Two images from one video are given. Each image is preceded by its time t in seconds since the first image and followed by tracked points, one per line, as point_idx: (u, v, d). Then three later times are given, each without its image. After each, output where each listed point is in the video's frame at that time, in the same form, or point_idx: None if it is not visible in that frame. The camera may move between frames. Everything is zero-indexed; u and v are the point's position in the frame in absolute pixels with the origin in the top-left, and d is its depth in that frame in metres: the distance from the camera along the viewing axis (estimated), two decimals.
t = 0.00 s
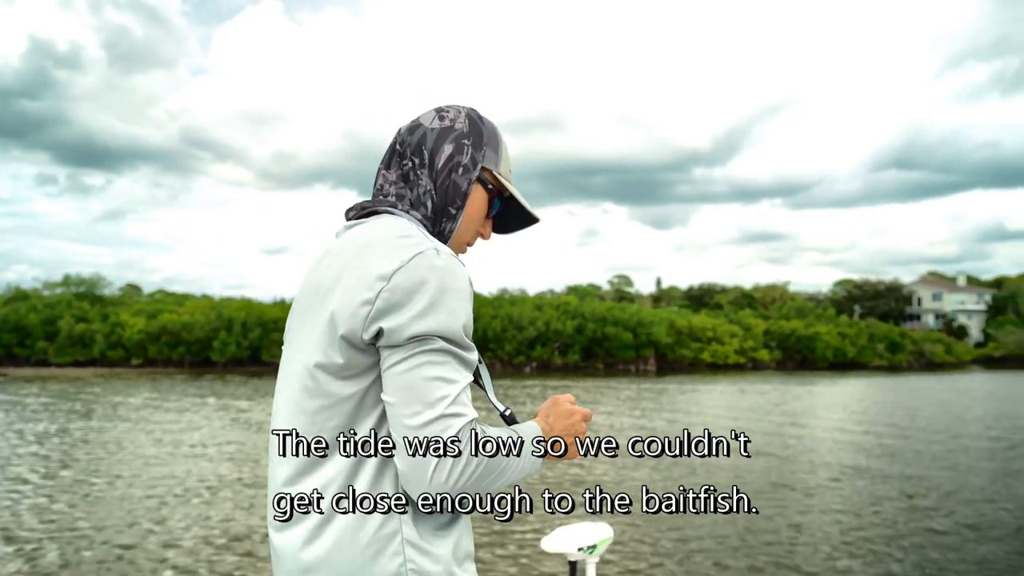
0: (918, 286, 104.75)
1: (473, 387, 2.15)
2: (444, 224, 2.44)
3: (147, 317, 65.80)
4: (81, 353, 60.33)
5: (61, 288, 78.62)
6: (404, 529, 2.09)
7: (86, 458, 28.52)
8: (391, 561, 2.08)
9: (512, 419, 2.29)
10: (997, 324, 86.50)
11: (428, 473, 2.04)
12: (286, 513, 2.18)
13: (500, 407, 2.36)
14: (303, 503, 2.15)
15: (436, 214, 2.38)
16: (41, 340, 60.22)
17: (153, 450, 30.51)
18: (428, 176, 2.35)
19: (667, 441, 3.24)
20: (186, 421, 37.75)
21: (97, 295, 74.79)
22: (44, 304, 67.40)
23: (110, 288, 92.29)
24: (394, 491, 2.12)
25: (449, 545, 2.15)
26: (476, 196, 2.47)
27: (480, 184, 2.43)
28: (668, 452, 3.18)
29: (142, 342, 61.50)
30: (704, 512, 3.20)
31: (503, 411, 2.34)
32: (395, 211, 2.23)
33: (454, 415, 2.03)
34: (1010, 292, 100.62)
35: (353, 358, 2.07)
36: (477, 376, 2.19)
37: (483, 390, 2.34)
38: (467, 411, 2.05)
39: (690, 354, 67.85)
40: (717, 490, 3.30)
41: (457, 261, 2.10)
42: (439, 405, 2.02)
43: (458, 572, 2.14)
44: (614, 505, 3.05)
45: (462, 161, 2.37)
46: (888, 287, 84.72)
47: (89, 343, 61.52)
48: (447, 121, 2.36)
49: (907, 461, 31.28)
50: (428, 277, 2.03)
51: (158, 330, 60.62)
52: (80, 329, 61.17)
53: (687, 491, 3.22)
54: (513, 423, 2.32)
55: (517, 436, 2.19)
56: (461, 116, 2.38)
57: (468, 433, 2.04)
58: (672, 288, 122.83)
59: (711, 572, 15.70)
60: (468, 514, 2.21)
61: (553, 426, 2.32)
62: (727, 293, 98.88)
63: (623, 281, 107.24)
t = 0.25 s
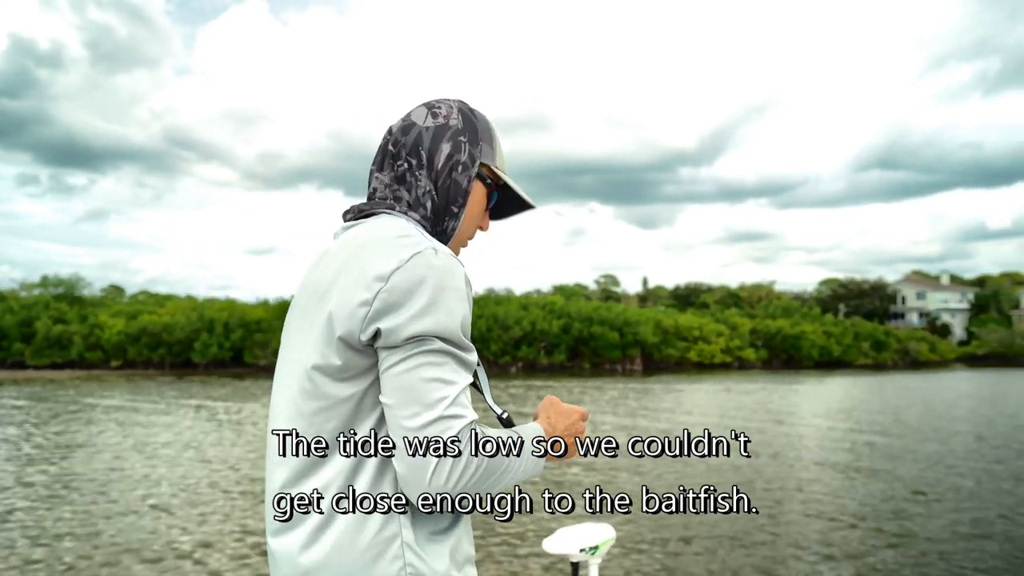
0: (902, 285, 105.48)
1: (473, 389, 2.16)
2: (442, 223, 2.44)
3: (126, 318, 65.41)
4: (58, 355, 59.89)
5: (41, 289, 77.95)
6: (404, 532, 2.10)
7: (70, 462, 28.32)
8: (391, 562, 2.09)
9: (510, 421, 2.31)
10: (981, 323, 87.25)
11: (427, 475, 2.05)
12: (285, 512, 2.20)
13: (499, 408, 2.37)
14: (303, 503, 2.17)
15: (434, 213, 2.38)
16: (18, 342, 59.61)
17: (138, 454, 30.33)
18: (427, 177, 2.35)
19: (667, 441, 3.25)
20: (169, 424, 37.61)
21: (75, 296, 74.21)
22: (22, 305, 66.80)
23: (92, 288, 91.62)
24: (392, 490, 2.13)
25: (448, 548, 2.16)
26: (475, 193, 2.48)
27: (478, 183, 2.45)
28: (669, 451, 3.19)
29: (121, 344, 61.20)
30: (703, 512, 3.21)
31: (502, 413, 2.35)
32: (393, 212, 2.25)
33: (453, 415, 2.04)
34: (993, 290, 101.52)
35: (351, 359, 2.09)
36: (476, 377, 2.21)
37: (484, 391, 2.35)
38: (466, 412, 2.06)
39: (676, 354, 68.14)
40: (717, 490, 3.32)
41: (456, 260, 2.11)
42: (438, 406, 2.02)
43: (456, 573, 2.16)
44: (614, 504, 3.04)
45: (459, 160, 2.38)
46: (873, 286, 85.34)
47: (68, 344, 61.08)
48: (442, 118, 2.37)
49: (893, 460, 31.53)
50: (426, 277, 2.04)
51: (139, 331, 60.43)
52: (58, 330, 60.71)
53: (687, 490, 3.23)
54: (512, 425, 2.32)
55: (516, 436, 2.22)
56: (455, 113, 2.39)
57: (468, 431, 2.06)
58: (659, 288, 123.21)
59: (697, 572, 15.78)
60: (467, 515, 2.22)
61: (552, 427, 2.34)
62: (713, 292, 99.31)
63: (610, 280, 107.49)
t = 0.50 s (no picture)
0: (881, 286, 106.53)
1: (481, 388, 2.19)
2: (448, 222, 2.44)
3: (98, 316, 64.95)
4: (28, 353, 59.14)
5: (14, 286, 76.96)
6: (412, 534, 2.13)
7: (46, 463, 28.02)
8: (398, 564, 2.12)
9: (513, 423, 2.33)
10: (958, 323, 88.26)
11: (436, 478, 2.07)
12: (289, 510, 2.22)
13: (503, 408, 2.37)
14: (304, 501, 2.19)
15: (439, 211, 2.38)
16: None
17: (115, 455, 30.05)
18: (436, 175, 2.35)
19: (666, 442, 3.28)
20: (145, 425, 37.36)
21: (48, 292, 73.40)
22: None
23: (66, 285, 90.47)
24: (396, 489, 2.15)
25: (454, 550, 2.19)
26: (475, 185, 2.46)
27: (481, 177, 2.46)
28: (667, 452, 3.22)
29: (94, 342, 60.80)
30: (703, 512, 3.22)
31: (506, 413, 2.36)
32: (400, 209, 2.26)
33: (463, 416, 2.06)
34: (970, 292, 102.71)
35: (360, 359, 2.10)
36: (483, 374, 2.23)
37: (490, 392, 2.36)
38: (474, 414, 2.10)
39: (657, 353, 68.38)
40: (717, 491, 3.33)
41: (465, 258, 2.13)
42: (448, 408, 2.05)
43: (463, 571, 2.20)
44: (614, 504, 3.01)
45: (464, 154, 2.39)
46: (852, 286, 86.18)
47: (39, 342, 60.49)
48: (437, 108, 2.33)
49: (873, 460, 31.85)
50: (434, 280, 2.06)
51: (113, 328, 60.08)
52: (29, 327, 60.07)
53: (687, 490, 3.24)
54: (516, 427, 2.34)
55: (516, 437, 2.24)
56: (448, 102, 2.36)
57: (476, 432, 2.09)
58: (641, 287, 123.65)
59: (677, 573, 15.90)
60: (473, 516, 2.25)
61: (556, 427, 2.38)
62: (695, 292, 99.73)
63: (592, 280, 107.67)
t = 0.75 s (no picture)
0: (861, 285, 107.39)
1: (493, 389, 2.19)
2: (455, 216, 2.43)
3: (69, 315, 64.44)
4: None
5: None
6: (426, 537, 2.14)
7: (22, 466, 27.69)
8: (412, 566, 2.13)
9: (524, 424, 2.33)
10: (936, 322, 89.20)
11: (448, 480, 2.07)
12: (295, 510, 2.22)
13: (513, 409, 2.37)
14: (304, 503, 2.20)
15: (447, 207, 2.38)
16: None
17: (93, 457, 29.77)
18: (439, 171, 2.34)
19: (667, 441, 3.26)
20: (122, 426, 37.01)
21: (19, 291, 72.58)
22: None
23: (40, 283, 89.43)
24: (402, 491, 2.16)
25: (466, 551, 2.19)
26: (479, 177, 2.44)
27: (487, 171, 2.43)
28: (668, 452, 3.20)
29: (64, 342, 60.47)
30: (703, 511, 3.21)
31: (517, 415, 2.36)
32: (410, 208, 2.26)
33: (476, 419, 2.07)
34: (946, 290, 103.86)
35: (372, 362, 2.10)
36: (496, 375, 2.24)
37: (500, 392, 2.35)
38: (488, 416, 2.09)
39: (639, 352, 68.57)
40: (717, 490, 3.31)
41: (479, 258, 2.13)
42: (461, 410, 2.05)
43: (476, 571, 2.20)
44: (614, 504, 2.97)
45: (464, 147, 2.36)
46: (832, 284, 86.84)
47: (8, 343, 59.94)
48: (432, 102, 2.30)
49: (853, 458, 32.15)
50: (448, 281, 2.06)
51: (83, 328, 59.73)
52: None
53: (686, 490, 3.22)
54: (526, 428, 2.35)
55: (519, 436, 2.22)
56: (444, 94, 2.33)
57: (489, 433, 2.09)
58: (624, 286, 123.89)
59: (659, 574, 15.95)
60: (485, 517, 2.24)
61: (565, 430, 2.38)
62: (676, 291, 100.09)
63: (574, 278, 107.78)
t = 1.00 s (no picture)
0: (842, 285, 108.43)
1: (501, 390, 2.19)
2: (459, 212, 2.41)
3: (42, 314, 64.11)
4: None
5: None
6: (435, 539, 2.15)
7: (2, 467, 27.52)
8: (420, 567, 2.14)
9: (536, 426, 2.34)
10: (915, 321, 90.23)
11: (454, 481, 2.08)
12: (302, 510, 2.24)
13: (526, 410, 2.38)
14: (308, 501, 2.24)
15: (451, 206, 2.39)
16: None
17: (74, 458, 29.62)
18: (433, 168, 2.36)
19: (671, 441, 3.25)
20: (100, 426, 36.74)
21: None
22: None
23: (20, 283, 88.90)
24: (407, 490, 2.17)
25: (475, 550, 2.19)
26: (474, 167, 2.37)
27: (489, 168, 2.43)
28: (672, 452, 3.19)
29: (37, 341, 60.20)
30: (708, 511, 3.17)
31: (531, 415, 2.37)
32: (416, 207, 2.28)
33: (482, 418, 2.08)
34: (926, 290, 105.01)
35: (378, 362, 2.13)
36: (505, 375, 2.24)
37: (511, 394, 2.37)
38: (493, 416, 2.10)
39: (621, 351, 68.96)
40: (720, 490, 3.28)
41: (487, 259, 2.14)
42: (467, 410, 2.06)
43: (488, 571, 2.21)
44: (616, 504, 3.00)
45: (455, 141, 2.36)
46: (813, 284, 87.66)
47: None
48: (412, 101, 2.34)
49: (835, 457, 32.47)
50: (453, 278, 2.07)
51: (56, 327, 59.42)
52: None
53: (692, 489, 3.14)
54: (537, 430, 2.36)
55: (523, 437, 2.24)
56: (423, 91, 2.35)
57: (495, 434, 2.10)
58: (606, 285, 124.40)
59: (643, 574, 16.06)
60: (495, 518, 2.24)
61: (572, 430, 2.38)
62: (659, 291, 100.67)
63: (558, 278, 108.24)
